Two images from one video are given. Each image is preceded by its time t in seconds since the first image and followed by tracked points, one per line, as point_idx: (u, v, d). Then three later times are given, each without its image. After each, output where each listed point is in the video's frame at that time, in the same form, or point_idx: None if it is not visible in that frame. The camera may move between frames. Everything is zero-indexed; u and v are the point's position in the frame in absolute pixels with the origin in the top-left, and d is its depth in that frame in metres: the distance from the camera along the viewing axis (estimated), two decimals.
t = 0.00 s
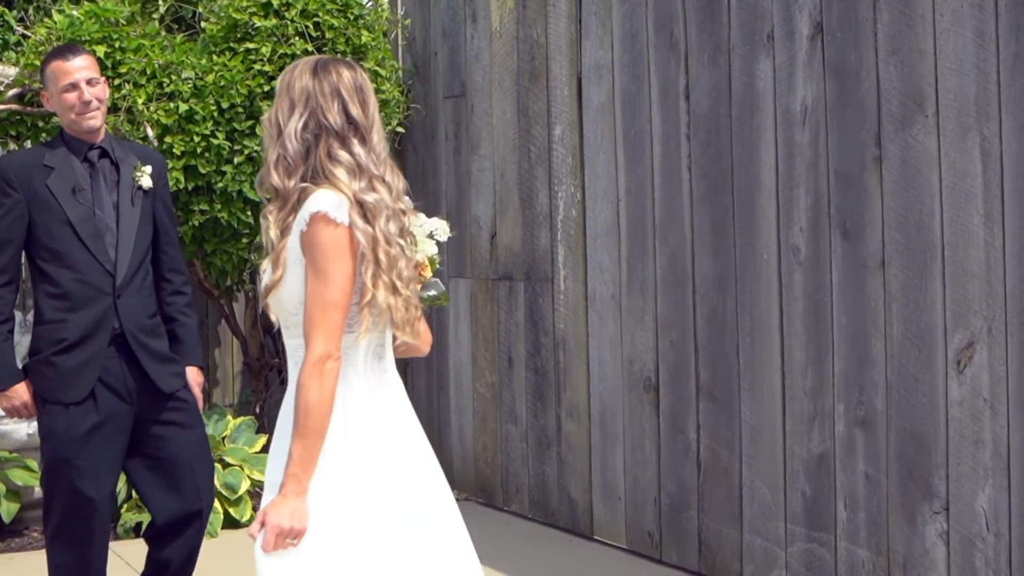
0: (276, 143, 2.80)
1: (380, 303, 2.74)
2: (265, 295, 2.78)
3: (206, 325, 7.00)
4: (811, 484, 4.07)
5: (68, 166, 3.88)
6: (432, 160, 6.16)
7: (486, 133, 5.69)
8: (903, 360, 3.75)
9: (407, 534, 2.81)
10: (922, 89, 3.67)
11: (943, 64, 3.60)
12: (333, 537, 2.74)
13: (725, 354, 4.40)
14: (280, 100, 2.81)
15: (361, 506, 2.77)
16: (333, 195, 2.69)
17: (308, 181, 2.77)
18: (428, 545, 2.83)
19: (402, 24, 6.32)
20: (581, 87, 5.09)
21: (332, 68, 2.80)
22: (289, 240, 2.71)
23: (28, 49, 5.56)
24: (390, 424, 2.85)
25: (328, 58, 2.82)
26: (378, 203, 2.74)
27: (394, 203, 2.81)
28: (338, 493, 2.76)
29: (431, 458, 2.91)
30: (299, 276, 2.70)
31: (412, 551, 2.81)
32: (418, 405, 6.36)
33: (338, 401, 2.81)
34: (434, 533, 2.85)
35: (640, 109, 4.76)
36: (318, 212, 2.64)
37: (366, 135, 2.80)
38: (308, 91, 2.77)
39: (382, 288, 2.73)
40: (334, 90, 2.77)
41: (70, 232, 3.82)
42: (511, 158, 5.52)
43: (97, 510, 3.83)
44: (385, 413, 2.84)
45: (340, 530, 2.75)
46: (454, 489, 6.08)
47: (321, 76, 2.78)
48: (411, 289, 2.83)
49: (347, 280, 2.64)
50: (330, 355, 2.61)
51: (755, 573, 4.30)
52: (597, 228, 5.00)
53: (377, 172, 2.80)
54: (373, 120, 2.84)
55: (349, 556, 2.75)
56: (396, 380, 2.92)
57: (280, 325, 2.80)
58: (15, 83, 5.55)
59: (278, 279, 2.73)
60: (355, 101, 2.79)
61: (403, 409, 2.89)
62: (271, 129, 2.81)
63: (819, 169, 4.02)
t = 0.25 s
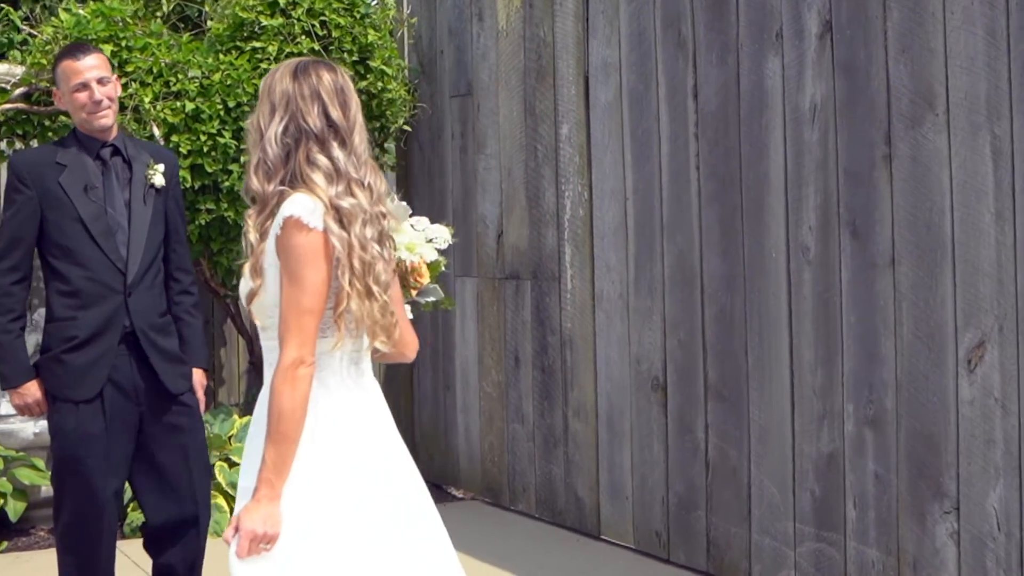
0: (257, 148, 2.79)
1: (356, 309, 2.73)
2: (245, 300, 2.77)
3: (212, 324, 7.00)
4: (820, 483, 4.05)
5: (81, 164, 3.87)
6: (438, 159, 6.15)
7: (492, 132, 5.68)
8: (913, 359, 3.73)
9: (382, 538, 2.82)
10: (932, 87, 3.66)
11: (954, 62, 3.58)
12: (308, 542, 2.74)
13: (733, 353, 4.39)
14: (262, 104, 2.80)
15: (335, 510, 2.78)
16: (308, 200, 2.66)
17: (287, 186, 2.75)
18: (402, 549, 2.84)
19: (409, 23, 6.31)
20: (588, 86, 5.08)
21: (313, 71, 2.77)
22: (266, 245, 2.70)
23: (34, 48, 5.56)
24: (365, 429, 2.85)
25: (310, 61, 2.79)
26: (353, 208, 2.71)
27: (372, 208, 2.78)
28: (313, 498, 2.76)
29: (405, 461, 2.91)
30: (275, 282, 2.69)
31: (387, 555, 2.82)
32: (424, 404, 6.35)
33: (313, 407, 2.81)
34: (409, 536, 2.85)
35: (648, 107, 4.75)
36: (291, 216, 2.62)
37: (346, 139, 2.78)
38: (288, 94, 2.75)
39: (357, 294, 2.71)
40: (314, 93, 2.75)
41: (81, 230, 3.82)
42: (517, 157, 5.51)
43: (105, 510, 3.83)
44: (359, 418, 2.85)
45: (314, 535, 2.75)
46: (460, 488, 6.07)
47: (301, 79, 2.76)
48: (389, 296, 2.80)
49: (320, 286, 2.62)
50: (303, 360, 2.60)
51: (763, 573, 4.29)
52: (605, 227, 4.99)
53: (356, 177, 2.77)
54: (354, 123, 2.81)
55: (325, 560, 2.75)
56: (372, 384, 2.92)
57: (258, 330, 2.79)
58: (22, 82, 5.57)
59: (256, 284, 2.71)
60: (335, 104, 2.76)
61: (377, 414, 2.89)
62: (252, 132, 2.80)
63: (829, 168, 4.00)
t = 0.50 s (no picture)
0: (245, 148, 2.80)
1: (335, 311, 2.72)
2: (227, 302, 2.79)
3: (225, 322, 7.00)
4: (836, 482, 4.04)
5: (99, 161, 3.87)
6: (451, 157, 6.15)
7: (506, 130, 5.68)
8: (930, 357, 3.72)
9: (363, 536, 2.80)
10: (949, 84, 3.64)
11: (972, 59, 3.57)
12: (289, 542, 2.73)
13: (748, 351, 4.38)
14: (252, 104, 2.81)
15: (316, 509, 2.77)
16: (286, 200, 2.67)
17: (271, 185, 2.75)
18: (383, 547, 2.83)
19: (422, 21, 6.31)
20: (602, 84, 5.07)
21: (303, 70, 2.78)
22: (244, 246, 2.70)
23: (48, 46, 5.57)
24: (343, 428, 2.84)
25: (300, 61, 2.80)
26: (334, 209, 2.71)
27: (355, 209, 2.77)
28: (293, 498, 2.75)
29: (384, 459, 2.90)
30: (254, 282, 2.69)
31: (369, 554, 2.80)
32: (437, 402, 6.35)
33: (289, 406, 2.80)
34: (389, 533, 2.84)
35: (663, 105, 4.74)
36: (265, 215, 2.62)
37: (332, 139, 2.78)
38: (275, 93, 2.77)
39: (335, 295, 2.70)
40: (301, 93, 2.76)
41: (98, 228, 3.82)
42: (531, 155, 5.51)
43: (120, 508, 3.83)
44: (337, 417, 2.83)
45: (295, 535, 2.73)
46: (473, 487, 6.07)
47: (289, 78, 2.77)
48: (371, 298, 2.79)
49: (295, 286, 2.62)
50: (277, 360, 2.61)
51: (779, 572, 4.28)
52: (619, 225, 4.98)
53: (341, 178, 2.76)
54: (343, 124, 2.81)
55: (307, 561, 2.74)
56: (350, 382, 2.90)
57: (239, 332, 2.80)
58: (35, 81, 5.58)
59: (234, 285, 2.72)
60: (321, 105, 2.76)
61: (354, 412, 2.87)
62: (242, 131, 2.81)
63: (845, 165, 3.99)
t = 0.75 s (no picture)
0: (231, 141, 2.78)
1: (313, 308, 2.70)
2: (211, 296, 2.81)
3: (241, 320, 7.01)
4: (855, 481, 4.02)
5: (120, 159, 3.89)
6: (467, 156, 6.14)
7: (523, 128, 5.67)
8: (951, 356, 3.69)
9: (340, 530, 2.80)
10: (970, 82, 3.62)
11: (993, 56, 3.54)
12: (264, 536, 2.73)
13: (767, 350, 4.36)
14: (240, 98, 2.78)
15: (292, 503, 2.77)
16: (265, 194, 2.66)
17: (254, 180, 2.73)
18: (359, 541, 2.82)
19: (438, 20, 6.31)
20: (619, 83, 5.06)
21: (292, 65, 2.74)
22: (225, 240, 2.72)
23: (65, 44, 5.57)
24: (323, 422, 2.83)
25: (290, 55, 2.76)
26: (313, 206, 2.69)
27: (337, 206, 2.75)
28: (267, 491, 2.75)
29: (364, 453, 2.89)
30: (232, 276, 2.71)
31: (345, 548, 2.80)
32: (453, 401, 6.35)
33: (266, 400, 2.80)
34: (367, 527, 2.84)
35: (680, 103, 4.73)
36: (241, 209, 2.64)
37: (317, 136, 2.74)
38: (263, 88, 2.74)
39: (313, 291, 2.69)
40: (288, 88, 2.72)
41: (118, 225, 3.83)
42: (547, 154, 5.50)
43: (138, 509, 3.80)
44: (316, 411, 2.82)
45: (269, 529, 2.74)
46: (489, 486, 6.06)
47: (277, 73, 2.73)
48: (353, 295, 2.77)
49: (269, 280, 2.63)
50: (251, 352, 2.62)
51: (798, 571, 4.26)
52: (636, 223, 4.97)
53: (324, 175, 2.73)
54: (330, 121, 2.77)
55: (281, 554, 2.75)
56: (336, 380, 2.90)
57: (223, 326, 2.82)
58: (52, 79, 5.57)
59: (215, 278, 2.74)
60: (308, 100, 2.73)
61: (335, 404, 2.86)
62: (231, 123, 2.80)
63: (864, 163, 3.97)
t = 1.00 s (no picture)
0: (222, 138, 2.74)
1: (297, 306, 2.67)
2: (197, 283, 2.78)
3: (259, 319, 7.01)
4: (875, 481, 4.00)
5: (140, 158, 3.86)
6: (485, 154, 6.14)
7: (540, 127, 5.67)
8: (972, 355, 3.66)
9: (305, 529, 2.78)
10: (991, 79, 3.58)
11: (1014, 54, 3.51)
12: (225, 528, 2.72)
13: (786, 349, 4.34)
14: (233, 95, 2.75)
15: (261, 499, 2.76)
16: (252, 191, 2.63)
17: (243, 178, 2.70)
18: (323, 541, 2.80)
19: (456, 18, 6.30)
20: (637, 81, 5.05)
21: (283, 63, 2.71)
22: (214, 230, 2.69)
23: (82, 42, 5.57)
24: (301, 420, 2.80)
25: (284, 53, 2.73)
26: (300, 204, 2.65)
27: (326, 204, 2.71)
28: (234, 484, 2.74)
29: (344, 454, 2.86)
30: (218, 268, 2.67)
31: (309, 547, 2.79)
32: (470, 400, 6.35)
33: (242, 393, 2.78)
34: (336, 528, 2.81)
35: (698, 102, 4.71)
36: (229, 205, 2.60)
37: (307, 134, 2.70)
38: (253, 85, 2.70)
39: (297, 289, 2.65)
40: (279, 86, 2.69)
41: (138, 224, 3.80)
42: (565, 152, 5.49)
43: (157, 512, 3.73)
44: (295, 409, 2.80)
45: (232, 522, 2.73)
46: (506, 485, 6.06)
47: (269, 71, 2.70)
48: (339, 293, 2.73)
49: (252, 276, 2.59)
50: (230, 349, 2.58)
51: (817, 572, 4.25)
52: (654, 222, 4.96)
53: (313, 173, 2.70)
54: (321, 119, 2.73)
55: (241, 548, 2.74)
56: (324, 377, 2.87)
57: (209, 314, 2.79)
58: (70, 78, 5.60)
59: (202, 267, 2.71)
60: (299, 98, 2.69)
61: (318, 402, 2.83)
62: (223, 120, 2.77)
63: (884, 161, 3.95)
